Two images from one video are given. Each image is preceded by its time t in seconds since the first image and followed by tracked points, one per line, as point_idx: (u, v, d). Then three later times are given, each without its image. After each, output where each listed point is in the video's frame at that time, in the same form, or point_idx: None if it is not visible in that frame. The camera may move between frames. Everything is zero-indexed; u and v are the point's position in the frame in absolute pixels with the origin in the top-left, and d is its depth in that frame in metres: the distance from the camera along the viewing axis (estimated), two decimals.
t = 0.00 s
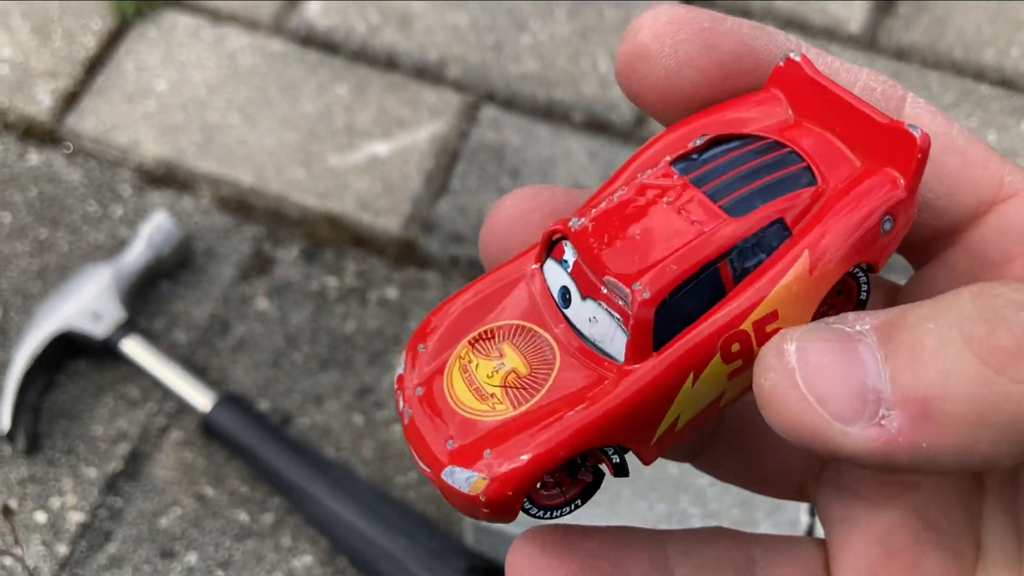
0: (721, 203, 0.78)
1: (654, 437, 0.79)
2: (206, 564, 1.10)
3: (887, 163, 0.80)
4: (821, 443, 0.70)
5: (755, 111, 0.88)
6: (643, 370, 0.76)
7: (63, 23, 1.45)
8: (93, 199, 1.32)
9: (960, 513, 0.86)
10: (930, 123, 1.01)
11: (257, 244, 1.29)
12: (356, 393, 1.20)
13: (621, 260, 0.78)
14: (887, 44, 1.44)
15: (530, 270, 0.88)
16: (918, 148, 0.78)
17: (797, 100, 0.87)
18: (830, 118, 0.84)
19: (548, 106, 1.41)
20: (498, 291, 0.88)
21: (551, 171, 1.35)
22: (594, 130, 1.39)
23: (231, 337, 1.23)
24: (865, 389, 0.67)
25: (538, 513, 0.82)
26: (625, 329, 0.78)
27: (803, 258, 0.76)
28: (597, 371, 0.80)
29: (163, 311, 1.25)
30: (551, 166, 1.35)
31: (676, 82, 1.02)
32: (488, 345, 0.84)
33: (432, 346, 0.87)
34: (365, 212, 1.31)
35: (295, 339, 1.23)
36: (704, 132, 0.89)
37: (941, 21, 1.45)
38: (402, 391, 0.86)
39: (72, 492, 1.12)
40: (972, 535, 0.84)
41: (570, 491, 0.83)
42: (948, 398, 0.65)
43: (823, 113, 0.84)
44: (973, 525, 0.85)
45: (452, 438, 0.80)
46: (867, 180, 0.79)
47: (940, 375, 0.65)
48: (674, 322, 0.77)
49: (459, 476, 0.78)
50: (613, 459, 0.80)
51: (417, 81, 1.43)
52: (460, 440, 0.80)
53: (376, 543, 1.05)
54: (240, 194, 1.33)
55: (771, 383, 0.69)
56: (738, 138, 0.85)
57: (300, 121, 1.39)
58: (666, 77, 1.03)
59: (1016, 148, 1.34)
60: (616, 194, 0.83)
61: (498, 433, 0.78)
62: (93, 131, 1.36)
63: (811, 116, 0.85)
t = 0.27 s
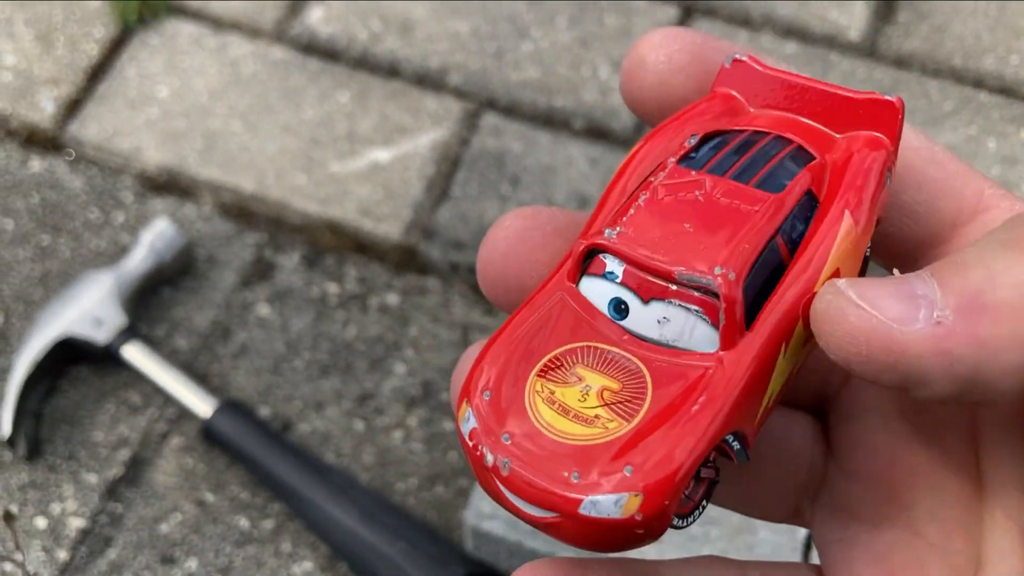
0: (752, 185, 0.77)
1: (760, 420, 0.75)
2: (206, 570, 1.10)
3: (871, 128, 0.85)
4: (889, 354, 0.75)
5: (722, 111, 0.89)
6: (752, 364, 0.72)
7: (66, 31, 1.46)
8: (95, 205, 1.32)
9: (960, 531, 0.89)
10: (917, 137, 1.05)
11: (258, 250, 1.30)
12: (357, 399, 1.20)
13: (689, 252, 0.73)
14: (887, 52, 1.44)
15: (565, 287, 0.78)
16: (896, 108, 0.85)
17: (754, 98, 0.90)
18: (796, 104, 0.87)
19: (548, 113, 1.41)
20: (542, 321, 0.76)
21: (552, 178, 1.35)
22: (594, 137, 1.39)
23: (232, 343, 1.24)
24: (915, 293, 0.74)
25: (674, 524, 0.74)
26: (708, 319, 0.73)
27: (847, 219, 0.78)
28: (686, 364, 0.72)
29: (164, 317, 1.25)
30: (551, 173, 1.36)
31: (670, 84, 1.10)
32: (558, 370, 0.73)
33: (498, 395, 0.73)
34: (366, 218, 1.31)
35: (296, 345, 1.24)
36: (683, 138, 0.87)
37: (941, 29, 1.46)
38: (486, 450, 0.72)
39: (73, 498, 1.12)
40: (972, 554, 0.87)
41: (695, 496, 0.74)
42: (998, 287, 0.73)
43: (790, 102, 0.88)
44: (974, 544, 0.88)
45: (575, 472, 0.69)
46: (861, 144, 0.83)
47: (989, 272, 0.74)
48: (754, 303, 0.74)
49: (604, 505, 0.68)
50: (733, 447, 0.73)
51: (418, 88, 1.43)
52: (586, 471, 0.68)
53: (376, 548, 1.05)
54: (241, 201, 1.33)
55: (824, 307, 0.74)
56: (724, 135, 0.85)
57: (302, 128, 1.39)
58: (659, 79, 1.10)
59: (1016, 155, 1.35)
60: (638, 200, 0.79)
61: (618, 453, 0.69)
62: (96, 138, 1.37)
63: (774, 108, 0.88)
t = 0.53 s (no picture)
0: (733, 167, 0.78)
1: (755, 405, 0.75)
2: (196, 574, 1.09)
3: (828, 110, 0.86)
4: (867, 326, 0.75)
5: (679, 95, 0.89)
6: (749, 356, 0.72)
7: (60, 32, 1.45)
8: (89, 207, 1.32)
9: (948, 533, 0.88)
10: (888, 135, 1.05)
11: (252, 252, 1.29)
12: (350, 401, 1.19)
13: (683, 242, 0.73)
14: (884, 53, 1.43)
15: (546, 283, 0.76)
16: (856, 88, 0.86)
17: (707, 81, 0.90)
18: (751, 86, 0.88)
19: (543, 114, 1.40)
20: (527, 319, 0.74)
21: (547, 180, 1.34)
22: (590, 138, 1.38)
23: (224, 345, 1.23)
24: (893, 268, 0.75)
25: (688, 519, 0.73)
26: (704, 307, 0.72)
27: (827, 200, 0.79)
28: (685, 354, 0.71)
29: (156, 319, 1.24)
30: (546, 175, 1.35)
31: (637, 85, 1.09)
32: (554, 370, 0.71)
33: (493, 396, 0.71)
34: (360, 220, 1.30)
35: (288, 347, 1.23)
36: (646, 122, 0.87)
37: (938, 30, 1.45)
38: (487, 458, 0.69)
39: (63, 500, 1.11)
40: (960, 556, 0.87)
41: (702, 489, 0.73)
42: (976, 257, 0.73)
43: (745, 85, 0.89)
44: (962, 545, 0.87)
45: (588, 475, 0.67)
46: (822, 126, 0.85)
47: (965, 245, 0.74)
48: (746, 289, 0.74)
49: (624, 510, 0.66)
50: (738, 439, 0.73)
51: (413, 90, 1.42)
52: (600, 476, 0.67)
53: (368, 552, 1.04)
54: (235, 203, 1.33)
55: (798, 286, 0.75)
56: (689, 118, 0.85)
57: (296, 130, 1.39)
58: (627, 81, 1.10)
59: (1014, 156, 1.34)
60: (615, 189, 0.78)
61: (629, 453, 0.68)
62: (89, 140, 1.36)
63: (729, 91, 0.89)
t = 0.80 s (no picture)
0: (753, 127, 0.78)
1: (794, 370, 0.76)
2: None
3: (845, 48, 0.86)
4: (896, 279, 0.75)
5: (692, 44, 0.89)
6: (785, 325, 0.72)
7: (61, 42, 1.45)
8: (89, 217, 1.32)
9: (968, 515, 0.88)
10: (921, 102, 1.05)
11: (252, 261, 1.29)
12: (350, 410, 1.19)
13: (710, 212, 0.73)
14: (885, 60, 1.43)
15: (573, 266, 0.76)
16: (874, 22, 0.85)
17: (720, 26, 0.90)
18: (765, 27, 0.88)
19: (544, 123, 1.40)
20: (558, 305, 0.74)
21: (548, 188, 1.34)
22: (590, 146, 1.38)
23: (225, 354, 1.23)
24: (927, 225, 0.76)
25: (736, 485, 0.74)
26: (737, 277, 0.72)
27: (851, 150, 0.79)
28: (721, 330, 0.71)
29: (157, 328, 1.24)
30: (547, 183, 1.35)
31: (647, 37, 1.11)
32: (591, 355, 0.71)
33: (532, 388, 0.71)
34: (361, 229, 1.30)
35: (289, 356, 1.23)
36: (661, 76, 0.86)
37: (938, 37, 1.45)
38: (533, 453, 0.69)
39: (63, 510, 1.11)
40: (981, 538, 0.87)
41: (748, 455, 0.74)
42: (1011, 220, 0.74)
43: (760, 28, 0.88)
44: (984, 528, 0.87)
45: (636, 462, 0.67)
46: (840, 66, 0.84)
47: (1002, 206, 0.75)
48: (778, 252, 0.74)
49: (673, 495, 0.67)
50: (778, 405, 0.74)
51: (413, 99, 1.42)
52: (648, 462, 0.67)
53: (368, 562, 1.04)
54: (235, 212, 1.32)
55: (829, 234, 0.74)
56: (704, 70, 0.85)
57: (297, 139, 1.39)
58: (638, 29, 1.12)
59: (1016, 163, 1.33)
60: (635, 158, 0.78)
61: (675, 435, 0.68)
62: (90, 149, 1.36)
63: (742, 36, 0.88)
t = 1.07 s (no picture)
0: (739, 125, 0.77)
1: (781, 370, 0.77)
2: None
3: (837, 39, 0.85)
4: (882, 276, 0.76)
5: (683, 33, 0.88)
6: (772, 327, 0.72)
7: (57, 51, 1.46)
8: (85, 225, 1.32)
9: (961, 514, 0.89)
10: (916, 93, 1.05)
11: (248, 269, 1.29)
12: (346, 418, 1.19)
13: (696, 215, 0.73)
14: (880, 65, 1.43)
15: (560, 268, 0.76)
16: (868, 12, 0.85)
17: (711, 16, 0.89)
18: (756, 17, 0.87)
19: (539, 129, 1.40)
20: (544, 309, 0.75)
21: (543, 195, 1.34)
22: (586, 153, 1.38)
23: (220, 362, 1.23)
24: (915, 223, 0.76)
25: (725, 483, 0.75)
26: (723, 281, 0.72)
27: (841, 144, 0.78)
28: (707, 334, 0.72)
29: (152, 336, 1.24)
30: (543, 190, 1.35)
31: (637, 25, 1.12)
32: (577, 361, 0.72)
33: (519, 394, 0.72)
34: (356, 236, 1.30)
35: (284, 363, 1.23)
36: (651, 70, 0.86)
37: (933, 43, 1.46)
38: (520, 460, 0.70)
39: (58, 519, 1.11)
40: (974, 537, 0.88)
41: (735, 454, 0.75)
42: (999, 219, 0.74)
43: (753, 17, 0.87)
44: (976, 526, 0.88)
45: (620, 470, 0.68)
46: (830, 55, 0.84)
47: (991, 204, 0.75)
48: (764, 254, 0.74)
49: (657, 503, 0.67)
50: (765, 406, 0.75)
51: (409, 106, 1.43)
52: (632, 469, 0.68)
53: (364, 569, 1.03)
54: (231, 220, 1.33)
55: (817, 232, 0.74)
56: (692, 63, 0.84)
57: (292, 146, 1.39)
58: (627, 15, 1.13)
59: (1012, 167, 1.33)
60: (622, 155, 0.78)
61: (660, 441, 0.69)
62: (86, 157, 1.37)
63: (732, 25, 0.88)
